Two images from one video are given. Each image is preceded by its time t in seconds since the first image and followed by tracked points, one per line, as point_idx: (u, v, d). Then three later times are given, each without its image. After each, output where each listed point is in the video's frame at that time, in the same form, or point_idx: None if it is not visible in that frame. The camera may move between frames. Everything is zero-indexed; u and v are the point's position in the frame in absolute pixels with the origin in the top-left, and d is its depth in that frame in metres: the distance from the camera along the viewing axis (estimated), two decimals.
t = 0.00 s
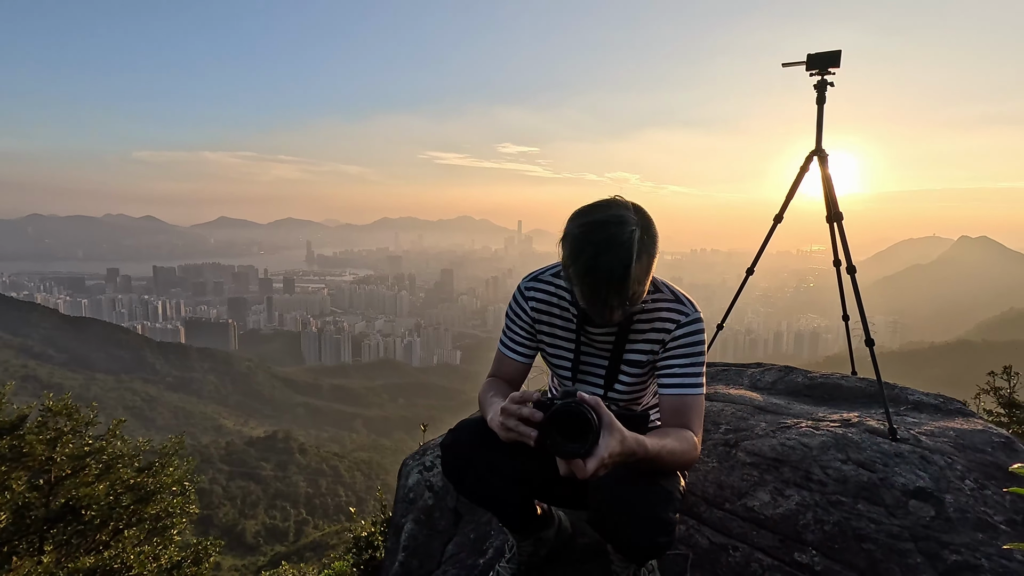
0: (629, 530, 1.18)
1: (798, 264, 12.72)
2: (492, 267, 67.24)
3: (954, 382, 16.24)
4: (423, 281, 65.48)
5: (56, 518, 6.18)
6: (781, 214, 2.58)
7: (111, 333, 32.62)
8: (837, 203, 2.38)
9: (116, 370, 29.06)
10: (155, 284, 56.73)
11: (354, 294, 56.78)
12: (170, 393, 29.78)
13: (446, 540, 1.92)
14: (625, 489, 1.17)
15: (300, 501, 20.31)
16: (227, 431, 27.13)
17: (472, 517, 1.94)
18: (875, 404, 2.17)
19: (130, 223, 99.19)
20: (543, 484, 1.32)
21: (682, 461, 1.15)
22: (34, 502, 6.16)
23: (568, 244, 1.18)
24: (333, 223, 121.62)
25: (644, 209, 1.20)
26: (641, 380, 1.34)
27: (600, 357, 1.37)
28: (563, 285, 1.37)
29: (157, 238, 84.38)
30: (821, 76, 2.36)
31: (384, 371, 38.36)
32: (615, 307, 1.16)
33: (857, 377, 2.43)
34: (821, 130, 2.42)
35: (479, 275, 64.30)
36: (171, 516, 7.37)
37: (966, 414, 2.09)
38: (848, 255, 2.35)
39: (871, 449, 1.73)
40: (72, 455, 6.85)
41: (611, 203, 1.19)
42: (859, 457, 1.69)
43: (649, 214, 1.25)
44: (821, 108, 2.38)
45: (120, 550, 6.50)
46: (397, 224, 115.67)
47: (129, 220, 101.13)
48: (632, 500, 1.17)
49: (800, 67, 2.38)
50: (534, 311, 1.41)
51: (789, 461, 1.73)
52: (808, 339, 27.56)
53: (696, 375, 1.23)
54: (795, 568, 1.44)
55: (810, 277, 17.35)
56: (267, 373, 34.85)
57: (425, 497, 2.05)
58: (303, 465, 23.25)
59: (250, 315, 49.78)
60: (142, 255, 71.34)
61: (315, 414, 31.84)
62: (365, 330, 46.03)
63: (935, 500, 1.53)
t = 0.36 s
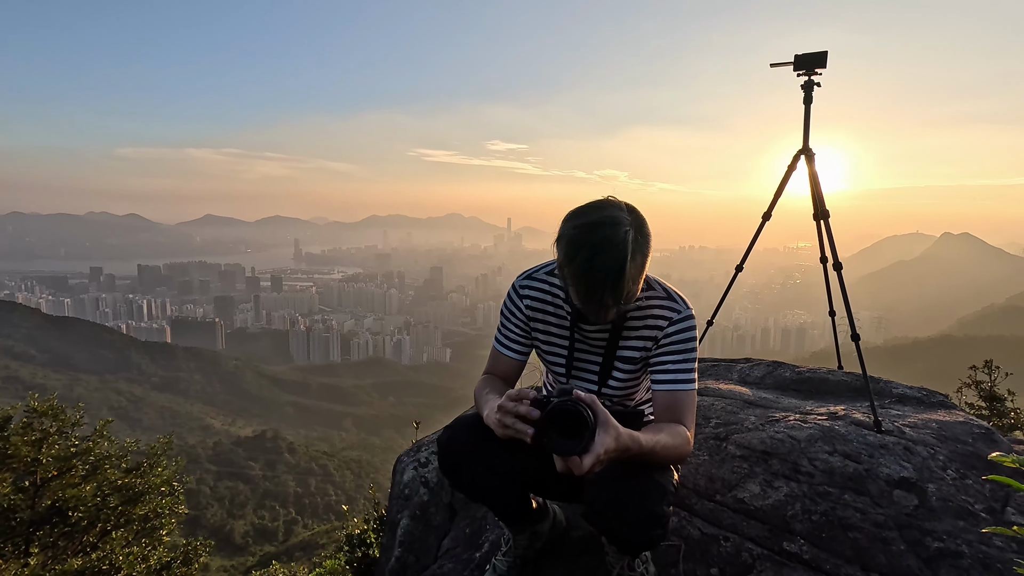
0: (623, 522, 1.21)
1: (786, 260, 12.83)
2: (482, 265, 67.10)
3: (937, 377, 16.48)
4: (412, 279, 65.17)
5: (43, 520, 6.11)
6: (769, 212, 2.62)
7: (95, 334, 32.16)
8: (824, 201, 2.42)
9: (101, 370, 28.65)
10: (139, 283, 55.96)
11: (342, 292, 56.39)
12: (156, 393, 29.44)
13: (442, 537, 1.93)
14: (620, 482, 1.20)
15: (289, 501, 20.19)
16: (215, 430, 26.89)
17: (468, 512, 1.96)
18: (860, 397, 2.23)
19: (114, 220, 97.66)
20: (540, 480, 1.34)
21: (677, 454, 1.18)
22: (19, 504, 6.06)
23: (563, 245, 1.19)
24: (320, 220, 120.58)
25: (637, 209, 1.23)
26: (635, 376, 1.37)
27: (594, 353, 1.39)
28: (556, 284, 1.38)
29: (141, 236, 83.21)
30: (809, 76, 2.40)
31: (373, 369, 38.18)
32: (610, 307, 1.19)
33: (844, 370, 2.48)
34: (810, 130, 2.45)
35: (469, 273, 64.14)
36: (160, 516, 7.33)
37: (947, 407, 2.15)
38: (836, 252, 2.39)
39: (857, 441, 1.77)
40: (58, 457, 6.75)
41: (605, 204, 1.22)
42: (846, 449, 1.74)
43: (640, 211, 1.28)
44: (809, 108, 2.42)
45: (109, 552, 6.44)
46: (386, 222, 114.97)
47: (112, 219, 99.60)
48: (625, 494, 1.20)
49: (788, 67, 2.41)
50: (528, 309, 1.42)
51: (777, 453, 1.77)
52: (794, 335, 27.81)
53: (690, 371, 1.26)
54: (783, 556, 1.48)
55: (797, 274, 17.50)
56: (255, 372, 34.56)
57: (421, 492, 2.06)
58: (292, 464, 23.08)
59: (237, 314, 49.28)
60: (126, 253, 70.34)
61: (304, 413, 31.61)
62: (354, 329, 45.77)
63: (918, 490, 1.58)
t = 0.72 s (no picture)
0: (620, 515, 1.23)
1: (773, 256, 12.93)
2: (471, 262, 66.86)
3: (920, 370, 16.77)
4: (401, 276, 64.85)
5: (29, 521, 6.02)
6: (758, 209, 2.66)
7: (78, 333, 31.67)
8: (813, 198, 2.46)
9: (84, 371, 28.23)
10: (123, 281, 55.10)
11: (330, 290, 55.95)
12: (142, 393, 29.07)
13: (439, 530, 1.96)
14: (617, 476, 1.22)
15: (278, 500, 20.07)
16: (202, 430, 26.65)
17: (465, 508, 1.98)
18: (850, 389, 2.28)
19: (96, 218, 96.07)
20: (539, 474, 1.36)
21: (673, 448, 1.21)
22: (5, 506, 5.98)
23: (563, 243, 1.21)
24: (308, 217, 119.42)
25: (634, 208, 1.25)
26: (632, 371, 1.39)
27: (591, 350, 1.41)
28: (554, 281, 1.40)
29: (125, 234, 81.92)
30: (798, 75, 2.43)
31: (362, 367, 38.01)
32: (609, 304, 1.21)
33: (832, 364, 2.54)
34: (799, 127, 2.50)
35: (458, 270, 63.92)
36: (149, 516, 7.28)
37: (932, 398, 2.21)
38: (825, 248, 2.44)
39: (846, 433, 1.82)
40: (45, 457, 6.65)
41: (603, 203, 1.24)
42: (835, 441, 1.78)
43: (637, 210, 1.30)
44: (798, 107, 2.46)
45: (97, 553, 6.37)
46: (374, 219, 114.19)
47: (94, 216, 97.94)
48: (624, 486, 1.22)
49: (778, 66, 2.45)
50: (526, 306, 1.44)
51: (769, 445, 1.81)
52: (781, 330, 28.09)
53: (685, 365, 1.28)
54: (777, 545, 1.51)
55: (784, 270, 17.66)
56: (243, 371, 34.24)
57: (418, 489, 2.07)
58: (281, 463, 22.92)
59: (224, 313, 48.72)
60: (108, 251, 69.20)
61: (293, 411, 31.40)
62: (343, 327, 45.46)
63: (906, 479, 1.62)
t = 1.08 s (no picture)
0: (619, 511, 1.27)
1: (759, 251, 13.08)
2: (460, 258, 66.75)
3: (902, 363, 17.06)
4: (390, 272, 64.55)
5: (17, 523, 5.95)
6: (748, 208, 2.71)
7: (61, 332, 31.18)
8: (801, 198, 2.52)
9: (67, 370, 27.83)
10: (106, 278, 54.27)
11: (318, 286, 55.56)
12: (127, 392, 28.75)
13: (438, 527, 1.99)
14: (613, 474, 1.26)
15: (267, 498, 20.01)
16: (189, 428, 26.41)
17: (463, 506, 2.01)
18: (835, 386, 2.35)
19: (78, 214, 94.41)
20: (541, 472, 1.39)
21: (669, 447, 1.25)
22: None
23: (562, 251, 1.25)
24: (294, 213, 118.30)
25: (631, 214, 1.29)
26: (628, 372, 1.42)
27: (588, 351, 1.44)
28: (553, 286, 1.44)
29: (107, 230, 80.58)
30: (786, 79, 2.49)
31: (351, 363, 37.84)
32: (608, 308, 1.24)
33: (819, 360, 2.60)
34: (788, 128, 2.54)
35: (447, 266, 63.78)
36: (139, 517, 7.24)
37: (915, 393, 2.28)
38: (813, 247, 2.49)
39: (833, 428, 1.87)
40: (32, 459, 6.54)
41: (600, 212, 1.28)
42: (822, 436, 1.84)
43: (633, 216, 1.34)
44: (786, 110, 2.52)
45: (86, 554, 6.31)
46: (362, 215, 113.45)
47: (75, 213, 96.18)
48: (623, 482, 1.26)
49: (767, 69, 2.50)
50: (524, 309, 1.48)
51: (759, 441, 1.86)
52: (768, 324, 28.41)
53: (680, 366, 1.32)
54: (766, 538, 1.57)
55: (771, 265, 17.86)
56: (230, 368, 33.94)
57: (416, 486, 2.10)
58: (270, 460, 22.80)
59: (210, 309, 48.20)
60: (91, 247, 68.05)
61: (281, 408, 31.21)
62: (331, 323, 45.20)
63: (890, 473, 1.68)
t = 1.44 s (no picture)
0: (621, 499, 1.33)
1: (747, 243, 13.19)
2: (450, 252, 66.59)
3: (887, 354, 17.35)
4: (379, 266, 64.30)
5: (10, 520, 5.90)
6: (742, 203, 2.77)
7: (45, 328, 30.79)
8: (792, 194, 2.58)
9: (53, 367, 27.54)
10: (91, 274, 53.56)
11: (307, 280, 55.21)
12: (114, 388, 28.48)
13: (442, 518, 2.03)
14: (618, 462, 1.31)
15: (258, 493, 20.03)
16: (178, 424, 26.27)
17: (466, 496, 2.07)
18: (824, 376, 2.42)
19: (60, 208, 92.77)
20: (544, 461, 1.44)
21: (669, 437, 1.31)
22: None
23: (568, 250, 1.29)
24: (282, 207, 117.13)
25: (633, 214, 1.35)
26: (628, 365, 1.48)
27: (590, 345, 1.50)
28: (559, 283, 1.47)
29: (91, 225, 79.33)
30: (779, 77, 2.54)
31: (342, 358, 37.74)
32: (611, 305, 1.29)
33: (809, 351, 2.68)
34: (779, 125, 2.59)
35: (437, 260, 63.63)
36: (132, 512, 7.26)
37: (901, 382, 2.36)
38: (803, 242, 2.57)
39: (823, 417, 1.94)
40: (24, 456, 6.47)
41: (604, 212, 1.33)
42: (813, 425, 1.91)
43: (633, 214, 1.39)
44: (779, 107, 2.57)
45: (81, 550, 6.30)
46: (351, 208, 112.69)
47: (58, 207, 94.52)
48: (625, 471, 1.31)
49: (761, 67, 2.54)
50: (529, 305, 1.52)
51: (753, 430, 1.93)
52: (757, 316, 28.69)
53: (679, 359, 1.38)
54: (760, 523, 1.63)
55: (759, 258, 18.02)
56: (219, 364, 33.72)
57: (420, 477, 2.14)
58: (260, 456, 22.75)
59: (198, 304, 47.76)
60: (74, 241, 66.98)
61: (271, 403, 31.10)
62: (321, 317, 45.01)
63: (877, 460, 1.76)
